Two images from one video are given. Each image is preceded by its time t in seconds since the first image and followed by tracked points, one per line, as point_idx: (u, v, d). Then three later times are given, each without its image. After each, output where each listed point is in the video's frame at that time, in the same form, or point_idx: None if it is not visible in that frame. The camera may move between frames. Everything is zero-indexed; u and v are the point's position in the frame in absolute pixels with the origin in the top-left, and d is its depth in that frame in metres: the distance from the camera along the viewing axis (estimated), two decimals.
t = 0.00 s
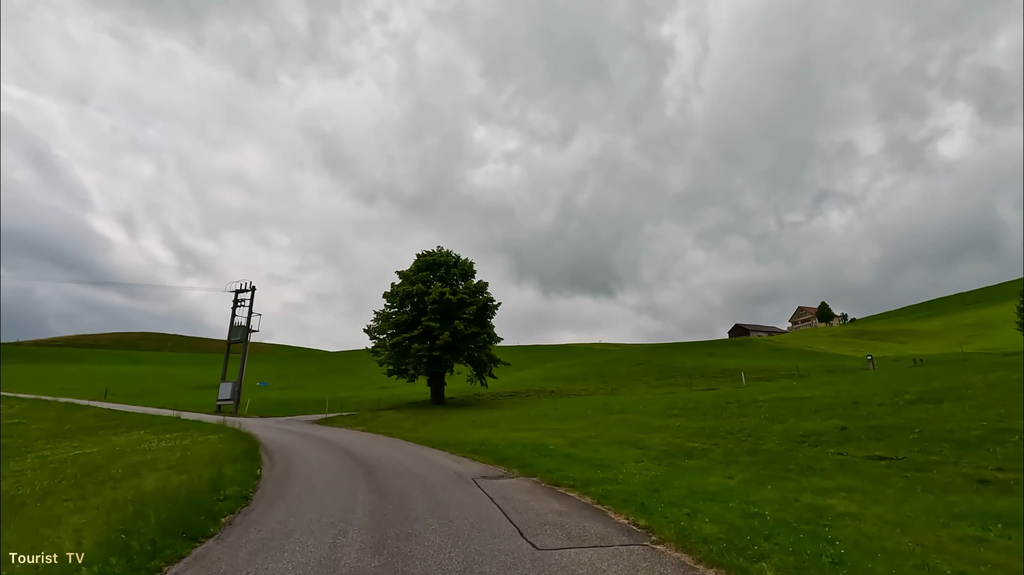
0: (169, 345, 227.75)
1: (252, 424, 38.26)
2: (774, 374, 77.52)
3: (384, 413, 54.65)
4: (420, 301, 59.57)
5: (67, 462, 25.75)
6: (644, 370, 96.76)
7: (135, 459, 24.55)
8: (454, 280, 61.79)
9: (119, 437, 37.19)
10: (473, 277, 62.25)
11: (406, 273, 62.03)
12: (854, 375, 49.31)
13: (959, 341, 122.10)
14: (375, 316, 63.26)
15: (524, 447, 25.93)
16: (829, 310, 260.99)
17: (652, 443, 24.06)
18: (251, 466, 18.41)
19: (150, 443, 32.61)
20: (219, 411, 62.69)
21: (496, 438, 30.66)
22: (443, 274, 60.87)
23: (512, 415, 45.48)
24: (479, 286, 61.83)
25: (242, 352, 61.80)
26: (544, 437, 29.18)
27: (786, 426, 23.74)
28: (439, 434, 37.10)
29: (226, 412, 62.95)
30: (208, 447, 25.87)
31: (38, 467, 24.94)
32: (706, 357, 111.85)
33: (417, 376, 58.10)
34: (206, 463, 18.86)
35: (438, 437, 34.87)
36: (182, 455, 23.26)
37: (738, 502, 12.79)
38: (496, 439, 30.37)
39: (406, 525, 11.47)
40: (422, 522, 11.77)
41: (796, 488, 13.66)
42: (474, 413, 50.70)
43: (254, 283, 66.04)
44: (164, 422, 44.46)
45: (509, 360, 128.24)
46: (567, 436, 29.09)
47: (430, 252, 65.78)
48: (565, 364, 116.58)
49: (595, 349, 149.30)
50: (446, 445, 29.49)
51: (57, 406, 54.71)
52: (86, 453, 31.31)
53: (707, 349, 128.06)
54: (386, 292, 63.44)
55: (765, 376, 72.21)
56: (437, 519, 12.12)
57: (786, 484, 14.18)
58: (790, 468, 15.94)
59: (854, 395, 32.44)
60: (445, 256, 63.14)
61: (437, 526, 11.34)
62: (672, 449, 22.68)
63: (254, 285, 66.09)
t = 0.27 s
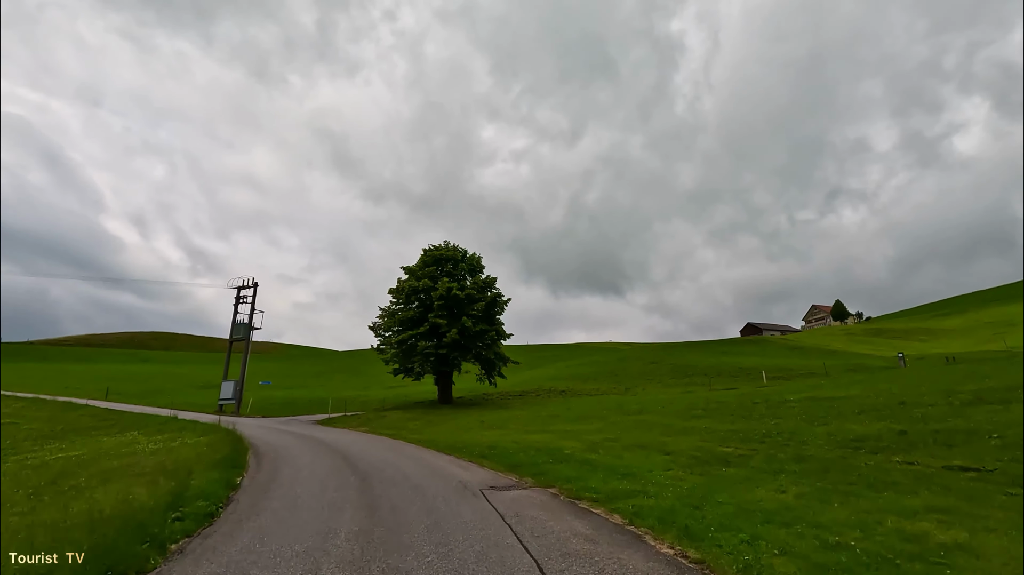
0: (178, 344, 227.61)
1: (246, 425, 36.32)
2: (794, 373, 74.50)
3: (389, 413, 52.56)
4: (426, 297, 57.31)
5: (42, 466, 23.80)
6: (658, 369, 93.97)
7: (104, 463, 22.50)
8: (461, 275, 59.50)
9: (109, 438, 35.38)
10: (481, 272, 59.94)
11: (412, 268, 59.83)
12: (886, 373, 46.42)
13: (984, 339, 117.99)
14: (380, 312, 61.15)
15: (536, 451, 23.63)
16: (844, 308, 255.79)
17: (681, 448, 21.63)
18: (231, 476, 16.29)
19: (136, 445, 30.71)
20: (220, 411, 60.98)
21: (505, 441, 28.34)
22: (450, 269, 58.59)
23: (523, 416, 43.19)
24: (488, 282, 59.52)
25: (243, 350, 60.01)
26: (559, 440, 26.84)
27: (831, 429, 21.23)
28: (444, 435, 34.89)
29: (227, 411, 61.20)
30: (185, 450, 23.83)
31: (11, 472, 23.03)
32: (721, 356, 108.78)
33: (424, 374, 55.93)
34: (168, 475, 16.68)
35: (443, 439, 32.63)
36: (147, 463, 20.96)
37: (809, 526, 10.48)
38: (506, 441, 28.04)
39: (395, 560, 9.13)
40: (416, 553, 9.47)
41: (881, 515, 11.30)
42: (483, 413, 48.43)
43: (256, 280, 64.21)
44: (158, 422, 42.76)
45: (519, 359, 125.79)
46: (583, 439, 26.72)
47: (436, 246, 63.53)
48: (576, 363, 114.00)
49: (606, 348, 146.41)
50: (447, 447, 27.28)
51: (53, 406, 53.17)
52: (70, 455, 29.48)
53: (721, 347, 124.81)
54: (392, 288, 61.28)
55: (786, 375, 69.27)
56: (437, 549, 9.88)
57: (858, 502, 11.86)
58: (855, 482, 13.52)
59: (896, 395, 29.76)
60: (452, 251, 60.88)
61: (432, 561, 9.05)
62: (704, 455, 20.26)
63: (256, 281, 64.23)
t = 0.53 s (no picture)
0: (188, 344, 227.80)
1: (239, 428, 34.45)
2: (817, 372, 71.45)
3: (396, 413, 50.52)
4: (433, 293, 55.10)
5: (14, 472, 21.86)
6: (673, 368, 91.12)
7: (80, 468, 20.61)
8: (470, 270, 57.25)
9: (100, 440, 33.60)
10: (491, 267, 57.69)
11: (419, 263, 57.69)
12: (922, 372, 43.53)
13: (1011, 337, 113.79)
14: (386, 309, 59.04)
15: (552, 455, 21.34)
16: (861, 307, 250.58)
17: (716, 453, 19.27)
18: (202, 490, 14.34)
19: (123, 448, 28.84)
20: (223, 411, 59.29)
21: (518, 443, 26.06)
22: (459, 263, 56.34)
23: (535, 416, 40.94)
24: (497, 277, 57.22)
25: (246, 348, 58.25)
26: (576, 443, 24.53)
27: (889, 432, 18.72)
28: (452, 436, 32.68)
29: (230, 411, 59.50)
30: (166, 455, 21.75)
31: None
32: (737, 354, 105.66)
33: (431, 373, 53.77)
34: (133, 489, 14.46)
35: (451, 441, 30.42)
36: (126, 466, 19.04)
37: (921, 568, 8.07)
38: (518, 444, 25.78)
39: None
40: None
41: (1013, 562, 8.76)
42: (493, 413, 46.18)
43: (259, 276, 62.45)
44: (153, 422, 40.96)
45: (529, 358, 123.36)
46: (603, 442, 24.41)
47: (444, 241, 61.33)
48: (588, 362, 111.39)
49: (617, 347, 143.49)
50: (454, 451, 25.02)
51: (51, 405, 51.63)
52: (53, 458, 27.64)
53: (737, 346, 121.51)
54: (398, 284, 59.13)
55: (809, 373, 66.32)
56: None
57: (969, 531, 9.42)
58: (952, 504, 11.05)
59: (948, 394, 27.06)
60: (461, 245, 58.67)
61: None
62: (744, 462, 17.90)
63: (260, 277, 62.42)
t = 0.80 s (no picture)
0: (200, 344, 228.27)
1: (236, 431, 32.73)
2: (845, 371, 68.04)
3: (403, 414, 48.34)
4: (442, 288, 52.77)
5: None
6: (691, 368, 88.06)
7: (46, 486, 18.39)
8: (481, 265, 54.87)
9: (90, 443, 31.79)
10: (502, 262, 55.26)
11: (428, 258, 55.43)
12: (968, 370, 40.30)
13: None
14: (393, 306, 56.85)
15: (574, 463, 18.95)
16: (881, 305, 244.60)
17: (763, 463, 16.71)
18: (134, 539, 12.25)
19: (108, 452, 26.88)
20: (227, 412, 57.55)
21: (534, 448, 23.64)
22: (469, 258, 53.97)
23: (550, 417, 38.50)
24: (509, 272, 54.80)
25: (250, 347, 56.44)
26: (599, 449, 22.06)
27: (970, 442, 16.07)
28: (462, 439, 30.36)
29: (234, 412, 57.74)
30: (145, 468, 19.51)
31: None
32: (757, 354, 102.32)
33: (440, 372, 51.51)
34: (88, 537, 12.13)
35: (461, 445, 28.12)
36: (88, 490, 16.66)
37: None
38: (534, 449, 23.38)
39: None
40: None
41: None
42: (505, 414, 43.84)
43: (264, 272, 60.64)
44: (152, 422, 39.19)
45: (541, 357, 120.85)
46: (629, 448, 21.94)
47: (454, 235, 59.01)
48: (602, 362, 108.68)
49: (632, 346, 140.43)
50: (463, 456, 22.76)
51: (50, 406, 50.14)
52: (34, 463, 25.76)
53: (755, 345, 118.00)
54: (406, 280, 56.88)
55: (837, 373, 63.03)
56: None
57: None
58: None
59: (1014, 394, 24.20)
60: (471, 239, 56.30)
61: None
62: (799, 473, 15.42)
63: (264, 274, 60.59)
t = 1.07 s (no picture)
0: (214, 344, 228.85)
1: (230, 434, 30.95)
2: (876, 370, 64.65)
3: (413, 415, 46.15)
4: (453, 284, 50.49)
5: None
6: (711, 367, 84.98)
7: (2, 512, 16.17)
8: (493, 259, 52.51)
9: (81, 447, 30.01)
10: (516, 256, 52.86)
11: (438, 252, 53.19)
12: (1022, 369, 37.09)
13: None
14: (402, 302, 54.68)
15: (602, 472, 16.52)
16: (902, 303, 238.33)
17: (828, 476, 14.18)
18: None
19: (92, 457, 24.90)
20: (233, 412, 55.85)
21: (553, 454, 21.20)
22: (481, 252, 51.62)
23: (568, 418, 36.03)
24: (523, 267, 52.41)
25: (255, 346, 54.66)
26: (628, 455, 19.59)
27: None
28: (474, 443, 28.01)
29: (240, 412, 56.01)
30: (117, 489, 17.27)
31: None
32: (778, 353, 98.87)
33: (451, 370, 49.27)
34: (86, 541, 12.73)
35: (473, 449, 25.78)
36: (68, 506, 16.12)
37: None
38: (553, 455, 20.94)
39: None
40: None
41: None
42: (520, 415, 41.40)
43: (270, 268, 58.88)
44: (149, 423, 37.40)
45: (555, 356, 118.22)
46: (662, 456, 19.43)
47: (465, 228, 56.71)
48: (617, 361, 105.86)
49: (648, 346, 137.27)
50: (475, 462, 20.44)
51: (51, 406, 48.72)
52: (13, 468, 23.91)
53: (776, 344, 114.34)
54: (415, 275, 54.67)
55: (870, 372, 59.76)
56: None
57: None
58: None
59: None
60: (482, 233, 53.96)
61: None
62: (877, 491, 12.87)
63: (270, 271, 58.81)
